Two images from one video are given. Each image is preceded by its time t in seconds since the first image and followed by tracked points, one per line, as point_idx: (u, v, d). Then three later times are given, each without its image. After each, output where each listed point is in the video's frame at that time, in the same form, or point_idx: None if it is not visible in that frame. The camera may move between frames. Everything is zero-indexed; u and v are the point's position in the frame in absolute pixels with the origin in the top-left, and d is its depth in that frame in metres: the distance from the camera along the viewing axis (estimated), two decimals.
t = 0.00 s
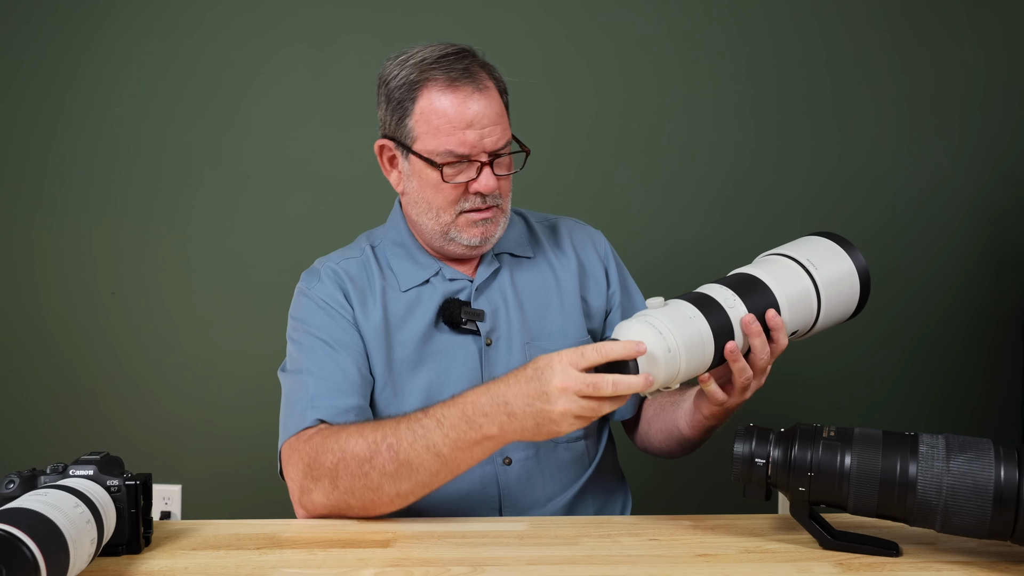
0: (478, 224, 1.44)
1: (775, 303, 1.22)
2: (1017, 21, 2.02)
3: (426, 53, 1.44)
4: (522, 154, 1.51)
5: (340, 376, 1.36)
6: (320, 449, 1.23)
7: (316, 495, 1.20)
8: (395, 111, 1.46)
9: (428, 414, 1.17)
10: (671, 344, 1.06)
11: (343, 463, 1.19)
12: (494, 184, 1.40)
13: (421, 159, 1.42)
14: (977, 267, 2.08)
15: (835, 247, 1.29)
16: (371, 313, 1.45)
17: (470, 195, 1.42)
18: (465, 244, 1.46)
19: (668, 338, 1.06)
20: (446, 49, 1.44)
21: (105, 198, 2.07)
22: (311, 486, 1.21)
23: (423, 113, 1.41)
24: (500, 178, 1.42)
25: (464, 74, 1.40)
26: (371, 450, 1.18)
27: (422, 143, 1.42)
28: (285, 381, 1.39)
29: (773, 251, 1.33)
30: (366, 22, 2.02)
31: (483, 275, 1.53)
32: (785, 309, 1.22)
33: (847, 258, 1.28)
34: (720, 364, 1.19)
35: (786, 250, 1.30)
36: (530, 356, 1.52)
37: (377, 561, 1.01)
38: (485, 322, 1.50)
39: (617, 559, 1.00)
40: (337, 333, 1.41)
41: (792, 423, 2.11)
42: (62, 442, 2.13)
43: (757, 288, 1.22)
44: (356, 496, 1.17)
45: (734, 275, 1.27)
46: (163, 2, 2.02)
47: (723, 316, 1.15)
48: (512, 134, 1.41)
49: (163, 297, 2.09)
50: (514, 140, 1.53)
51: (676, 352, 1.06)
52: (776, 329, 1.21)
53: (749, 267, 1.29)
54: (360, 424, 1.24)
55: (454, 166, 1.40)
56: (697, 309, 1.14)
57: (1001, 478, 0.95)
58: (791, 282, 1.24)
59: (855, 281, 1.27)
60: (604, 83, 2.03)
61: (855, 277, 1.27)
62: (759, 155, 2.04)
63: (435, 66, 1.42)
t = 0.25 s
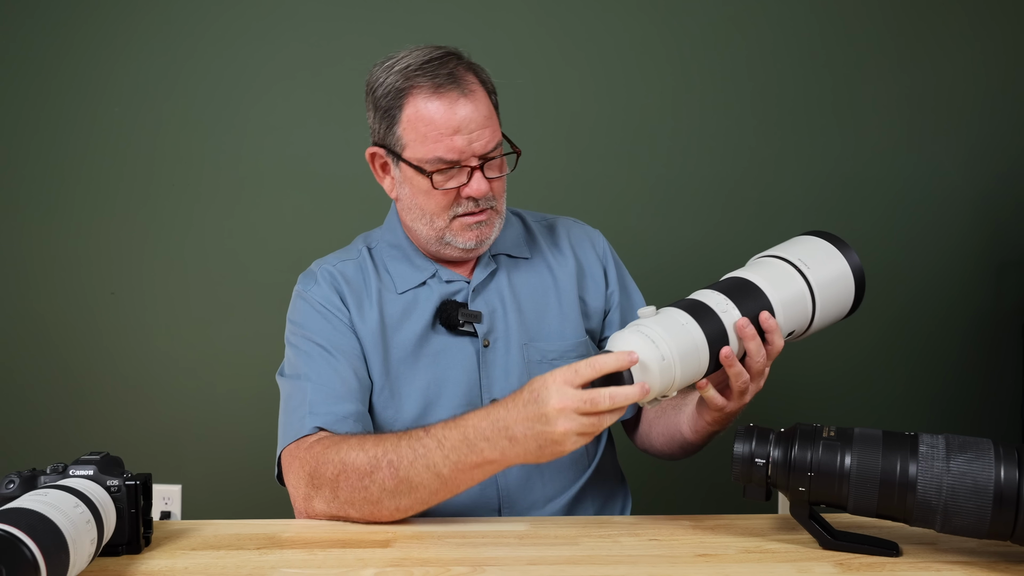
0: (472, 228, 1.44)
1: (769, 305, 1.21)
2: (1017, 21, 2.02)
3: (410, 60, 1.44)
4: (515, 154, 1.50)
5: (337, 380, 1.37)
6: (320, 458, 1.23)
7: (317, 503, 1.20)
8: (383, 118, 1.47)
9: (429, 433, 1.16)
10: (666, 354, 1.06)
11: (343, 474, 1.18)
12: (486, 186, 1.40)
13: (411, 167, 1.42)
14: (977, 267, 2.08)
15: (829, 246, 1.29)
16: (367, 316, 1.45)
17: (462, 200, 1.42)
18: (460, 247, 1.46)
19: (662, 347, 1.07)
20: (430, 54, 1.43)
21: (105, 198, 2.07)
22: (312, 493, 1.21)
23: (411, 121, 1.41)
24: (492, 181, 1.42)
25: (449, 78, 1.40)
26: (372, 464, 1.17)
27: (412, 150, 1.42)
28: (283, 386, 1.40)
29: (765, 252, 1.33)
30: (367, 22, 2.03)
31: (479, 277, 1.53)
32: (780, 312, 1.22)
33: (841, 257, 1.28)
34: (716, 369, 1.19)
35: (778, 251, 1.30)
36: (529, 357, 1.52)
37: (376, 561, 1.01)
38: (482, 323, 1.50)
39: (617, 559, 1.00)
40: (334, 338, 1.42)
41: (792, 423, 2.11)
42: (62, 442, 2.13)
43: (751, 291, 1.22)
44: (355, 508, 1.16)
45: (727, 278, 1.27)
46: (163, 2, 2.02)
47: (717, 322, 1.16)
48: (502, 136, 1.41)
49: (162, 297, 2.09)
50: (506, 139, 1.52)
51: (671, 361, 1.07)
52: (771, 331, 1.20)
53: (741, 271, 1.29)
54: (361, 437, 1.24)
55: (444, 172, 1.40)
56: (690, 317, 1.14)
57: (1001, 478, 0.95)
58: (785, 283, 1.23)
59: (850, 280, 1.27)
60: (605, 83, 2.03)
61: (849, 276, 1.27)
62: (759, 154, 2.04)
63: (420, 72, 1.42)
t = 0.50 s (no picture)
0: (467, 228, 1.44)
1: (759, 303, 1.21)
2: (1017, 22, 2.02)
3: (401, 62, 1.44)
4: (508, 154, 1.50)
5: (334, 381, 1.36)
6: (320, 460, 1.23)
7: (316, 504, 1.20)
8: (376, 122, 1.47)
9: (428, 442, 1.17)
10: (656, 358, 1.05)
11: (342, 478, 1.18)
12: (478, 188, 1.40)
13: (404, 169, 1.43)
14: (976, 268, 2.08)
15: (817, 240, 1.30)
16: (363, 317, 1.45)
17: (455, 201, 1.42)
18: (455, 248, 1.46)
19: (652, 352, 1.05)
20: (421, 56, 1.44)
21: (104, 198, 2.07)
22: (311, 495, 1.21)
23: (403, 124, 1.41)
24: (485, 182, 1.41)
25: (439, 80, 1.40)
26: (371, 469, 1.17)
27: (404, 153, 1.42)
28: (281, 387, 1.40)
29: (752, 249, 1.33)
30: (367, 21, 2.03)
31: (476, 278, 1.53)
32: (771, 309, 1.22)
33: (830, 251, 1.28)
34: (708, 369, 1.19)
35: (766, 247, 1.31)
36: (525, 357, 1.52)
37: (377, 561, 1.01)
38: (479, 324, 1.50)
39: (617, 559, 1.00)
40: (330, 339, 1.42)
41: (792, 423, 2.11)
42: (62, 442, 2.13)
43: (740, 290, 1.22)
44: (353, 511, 1.16)
45: (717, 277, 1.27)
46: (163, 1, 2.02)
47: (707, 322, 1.15)
48: (494, 136, 1.40)
49: (162, 297, 2.09)
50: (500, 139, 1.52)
51: (662, 365, 1.06)
52: (761, 329, 1.19)
53: (730, 269, 1.29)
54: (361, 442, 1.24)
55: (436, 174, 1.40)
56: (679, 318, 1.13)
57: (1001, 478, 0.95)
58: (774, 279, 1.24)
59: (839, 273, 1.27)
60: (605, 83, 2.03)
61: (838, 269, 1.27)
62: (759, 155, 2.04)
63: (410, 75, 1.42)
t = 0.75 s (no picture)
0: (464, 228, 1.44)
1: (757, 301, 1.21)
2: (1017, 22, 2.02)
3: (397, 63, 1.44)
4: (505, 153, 1.50)
5: (333, 382, 1.36)
6: (321, 460, 1.23)
7: (316, 504, 1.20)
8: (373, 123, 1.47)
9: (429, 444, 1.17)
10: (656, 358, 1.05)
11: (343, 477, 1.18)
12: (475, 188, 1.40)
13: (401, 170, 1.43)
14: (977, 267, 2.08)
15: (813, 236, 1.30)
16: (361, 317, 1.46)
17: (453, 201, 1.42)
18: (453, 248, 1.46)
19: (652, 352, 1.05)
20: (416, 57, 1.44)
21: (104, 198, 2.07)
22: (311, 495, 1.21)
23: (399, 124, 1.42)
24: (483, 181, 1.41)
25: (434, 81, 1.40)
26: (372, 469, 1.17)
27: (401, 154, 1.43)
28: (281, 388, 1.40)
29: (750, 246, 1.33)
30: (366, 22, 2.03)
31: (473, 278, 1.53)
32: (769, 307, 1.22)
33: (827, 248, 1.28)
34: (708, 368, 1.19)
35: (763, 244, 1.30)
36: (524, 357, 1.52)
37: (377, 561, 1.01)
38: (477, 324, 1.50)
39: (617, 559, 1.00)
40: (330, 339, 1.42)
41: (792, 423, 2.11)
42: (62, 442, 2.13)
43: (738, 288, 1.21)
44: (353, 511, 1.16)
45: (714, 276, 1.26)
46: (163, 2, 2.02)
47: (706, 321, 1.15)
48: (491, 136, 1.40)
49: (162, 297, 2.09)
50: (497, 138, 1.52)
51: (661, 364, 1.06)
52: (760, 327, 1.19)
53: (727, 267, 1.29)
54: (362, 442, 1.24)
55: (433, 174, 1.40)
56: (678, 318, 1.13)
57: (1001, 478, 0.95)
58: (772, 277, 1.24)
59: (836, 269, 1.27)
60: (604, 83, 2.03)
61: (835, 265, 1.27)
62: (759, 155, 2.04)
63: (406, 76, 1.42)
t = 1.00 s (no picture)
0: (466, 228, 1.44)
1: (757, 300, 1.21)
2: (1017, 22, 2.02)
3: (396, 63, 1.44)
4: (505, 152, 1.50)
5: (334, 383, 1.36)
6: (323, 459, 1.23)
7: (316, 503, 1.20)
8: (373, 123, 1.48)
9: (432, 442, 1.17)
10: (660, 358, 1.05)
11: (346, 475, 1.18)
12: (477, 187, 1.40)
13: (401, 169, 1.43)
14: (977, 268, 2.08)
15: (812, 235, 1.30)
16: (362, 318, 1.45)
17: (454, 201, 1.42)
18: (454, 249, 1.46)
19: (656, 352, 1.05)
20: (416, 57, 1.44)
21: (104, 198, 2.07)
22: (312, 495, 1.21)
23: (399, 124, 1.42)
24: (483, 181, 1.41)
25: (434, 80, 1.40)
26: (374, 467, 1.17)
27: (401, 153, 1.43)
28: (281, 388, 1.40)
29: (748, 246, 1.33)
30: (367, 22, 2.03)
31: (474, 278, 1.53)
32: (769, 306, 1.22)
33: (825, 246, 1.28)
34: (710, 367, 1.18)
35: (761, 243, 1.30)
36: (524, 357, 1.52)
37: (377, 561, 1.01)
38: (478, 325, 1.50)
39: (617, 559, 1.00)
40: (330, 340, 1.42)
41: (792, 423, 2.11)
42: (62, 442, 2.13)
43: (738, 288, 1.21)
44: (354, 509, 1.16)
45: (713, 276, 1.26)
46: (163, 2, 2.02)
47: (708, 321, 1.15)
48: (492, 135, 1.40)
49: (162, 297, 2.09)
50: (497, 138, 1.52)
51: (665, 365, 1.05)
52: (761, 326, 1.19)
53: (726, 266, 1.28)
54: (365, 439, 1.24)
55: (434, 173, 1.40)
56: (680, 318, 1.13)
57: (1001, 478, 0.95)
58: (771, 276, 1.24)
59: (834, 268, 1.28)
60: (605, 83, 2.03)
61: (833, 264, 1.27)
62: (759, 155, 2.04)
63: (406, 75, 1.42)
